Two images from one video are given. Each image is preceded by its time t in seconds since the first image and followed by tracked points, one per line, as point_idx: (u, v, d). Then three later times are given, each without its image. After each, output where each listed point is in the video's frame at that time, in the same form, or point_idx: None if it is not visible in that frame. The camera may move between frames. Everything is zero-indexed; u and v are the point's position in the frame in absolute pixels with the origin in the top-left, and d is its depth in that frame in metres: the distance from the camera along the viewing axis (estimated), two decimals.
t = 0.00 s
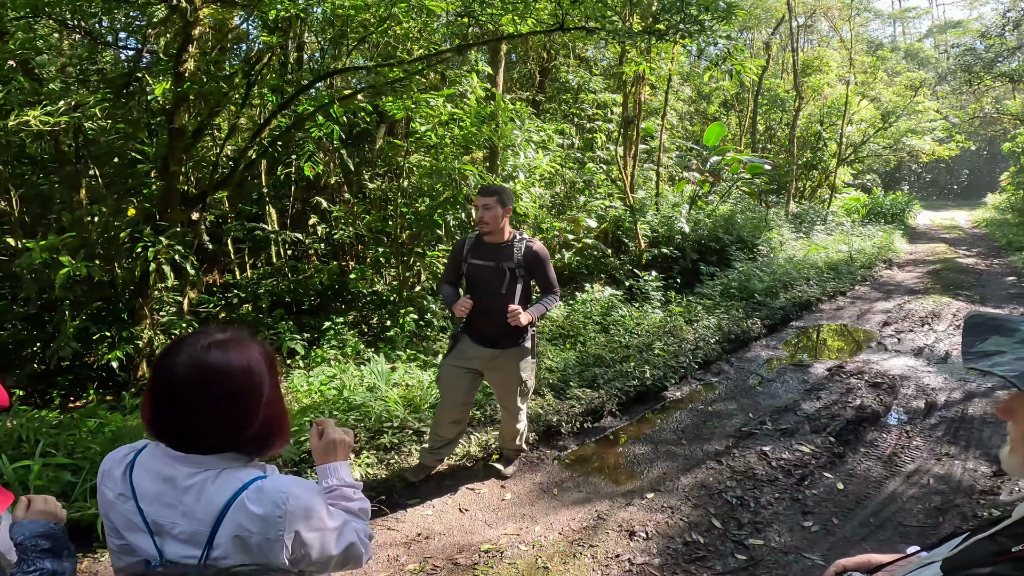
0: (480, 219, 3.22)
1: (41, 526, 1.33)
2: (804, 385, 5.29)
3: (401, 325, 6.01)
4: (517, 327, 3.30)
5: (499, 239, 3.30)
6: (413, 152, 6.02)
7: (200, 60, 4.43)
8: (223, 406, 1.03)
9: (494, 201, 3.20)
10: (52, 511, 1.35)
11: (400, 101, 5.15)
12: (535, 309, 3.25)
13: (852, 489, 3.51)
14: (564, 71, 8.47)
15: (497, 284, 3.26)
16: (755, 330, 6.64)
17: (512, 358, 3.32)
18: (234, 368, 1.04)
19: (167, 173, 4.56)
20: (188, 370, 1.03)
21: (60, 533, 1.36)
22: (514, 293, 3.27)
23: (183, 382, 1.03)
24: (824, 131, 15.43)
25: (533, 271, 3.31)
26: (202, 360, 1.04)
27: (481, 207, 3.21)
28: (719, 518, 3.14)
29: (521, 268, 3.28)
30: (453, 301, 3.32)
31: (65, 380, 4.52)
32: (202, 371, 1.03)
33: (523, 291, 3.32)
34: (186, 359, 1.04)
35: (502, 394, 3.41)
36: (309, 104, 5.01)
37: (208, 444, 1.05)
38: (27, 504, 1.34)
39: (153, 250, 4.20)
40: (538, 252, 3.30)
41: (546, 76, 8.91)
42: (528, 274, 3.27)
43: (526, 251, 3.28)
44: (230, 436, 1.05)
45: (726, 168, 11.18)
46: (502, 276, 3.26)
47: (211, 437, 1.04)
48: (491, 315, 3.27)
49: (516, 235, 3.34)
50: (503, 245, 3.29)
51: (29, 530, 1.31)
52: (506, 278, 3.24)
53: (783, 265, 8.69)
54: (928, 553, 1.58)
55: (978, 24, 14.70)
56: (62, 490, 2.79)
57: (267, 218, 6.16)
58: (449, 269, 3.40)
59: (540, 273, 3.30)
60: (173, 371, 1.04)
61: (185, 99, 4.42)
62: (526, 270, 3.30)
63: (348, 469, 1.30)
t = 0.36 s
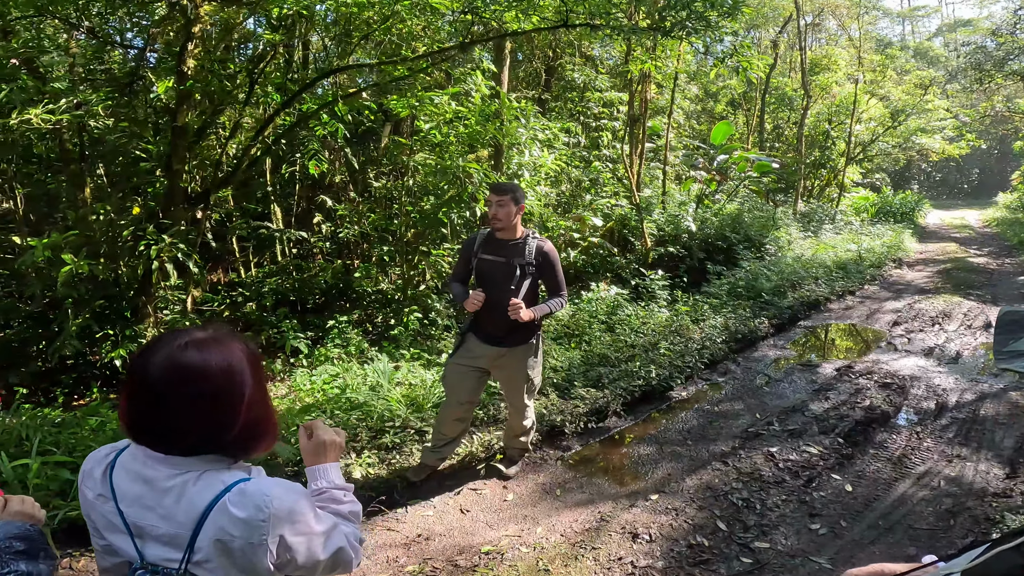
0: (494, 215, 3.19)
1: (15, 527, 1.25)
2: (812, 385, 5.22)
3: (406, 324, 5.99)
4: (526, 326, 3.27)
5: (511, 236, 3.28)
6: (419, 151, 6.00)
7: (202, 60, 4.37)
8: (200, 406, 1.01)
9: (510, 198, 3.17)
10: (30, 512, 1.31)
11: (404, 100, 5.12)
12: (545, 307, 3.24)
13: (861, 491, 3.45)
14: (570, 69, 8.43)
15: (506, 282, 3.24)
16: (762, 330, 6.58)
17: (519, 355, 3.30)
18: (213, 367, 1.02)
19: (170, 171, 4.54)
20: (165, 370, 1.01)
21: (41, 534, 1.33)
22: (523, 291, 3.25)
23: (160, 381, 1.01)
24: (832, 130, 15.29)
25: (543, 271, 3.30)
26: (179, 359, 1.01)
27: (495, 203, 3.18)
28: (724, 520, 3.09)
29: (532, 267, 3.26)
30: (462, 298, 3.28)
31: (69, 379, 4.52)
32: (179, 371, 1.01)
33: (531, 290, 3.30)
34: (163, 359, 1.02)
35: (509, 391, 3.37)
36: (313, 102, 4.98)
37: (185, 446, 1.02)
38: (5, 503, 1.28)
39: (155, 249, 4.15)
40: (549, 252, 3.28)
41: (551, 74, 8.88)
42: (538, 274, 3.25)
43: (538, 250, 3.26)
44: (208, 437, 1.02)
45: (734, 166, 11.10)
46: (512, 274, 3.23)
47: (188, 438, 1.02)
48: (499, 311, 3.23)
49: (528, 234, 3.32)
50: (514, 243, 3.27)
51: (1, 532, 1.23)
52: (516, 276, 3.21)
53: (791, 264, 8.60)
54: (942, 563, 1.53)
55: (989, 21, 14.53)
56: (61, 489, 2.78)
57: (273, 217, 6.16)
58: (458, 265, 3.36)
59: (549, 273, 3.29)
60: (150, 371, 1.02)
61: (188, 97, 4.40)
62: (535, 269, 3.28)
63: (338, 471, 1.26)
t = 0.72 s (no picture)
0: (499, 215, 3.19)
1: None
2: (820, 386, 5.16)
3: (411, 323, 5.99)
4: (532, 325, 3.25)
5: (516, 236, 3.27)
6: (426, 149, 5.99)
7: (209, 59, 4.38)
8: (175, 405, 1.02)
9: (515, 197, 3.16)
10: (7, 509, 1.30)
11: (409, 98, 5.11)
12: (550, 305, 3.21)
13: (866, 494, 3.40)
14: (577, 67, 8.39)
15: (511, 281, 3.22)
16: (771, 329, 6.50)
17: (526, 352, 3.27)
18: (188, 367, 1.03)
19: (176, 170, 4.57)
20: (141, 369, 1.02)
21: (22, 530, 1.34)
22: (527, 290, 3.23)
23: (134, 380, 1.02)
24: (844, 128, 15.12)
25: (547, 270, 3.28)
26: (154, 358, 1.02)
27: (500, 203, 3.17)
28: (725, 523, 3.05)
29: (536, 266, 3.25)
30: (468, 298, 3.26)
31: (77, 376, 4.57)
32: (154, 370, 1.02)
33: (536, 289, 3.29)
34: (138, 358, 1.03)
35: (515, 389, 3.33)
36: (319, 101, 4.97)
37: (160, 444, 1.03)
38: None
39: (160, 247, 4.13)
40: (554, 251, 3.28)
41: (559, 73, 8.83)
42: (543, 273, 3.24)
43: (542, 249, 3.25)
44: (183, 436, 1.03)
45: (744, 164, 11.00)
46: (517, 273, 3.22)
47: (163, 437, 1.03)
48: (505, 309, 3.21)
49: (532, 234, 3.31)
50: (519, 242, 3.26)
51: None
52: (521, 275, 3.19)
53: (802, 263, 8.51)
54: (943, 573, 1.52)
55: (1006, 17, 14.28)
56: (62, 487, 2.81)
57: (280, 216, 6.18)
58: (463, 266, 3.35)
59: (554, 272, 3.27)
60: (125, 370, 1.03)
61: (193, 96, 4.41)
62: (540, 268, 3.27)
63: (320, 473, 1.25)
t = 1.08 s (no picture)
0: (497, 213, 3.17)
1: None
2: (823, 386, 5.12)
3: (412, 321, 5.99)
4: (530, 324, 3.21)
5: (514, 234, 3.24)
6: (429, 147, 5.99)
7: (210, 57, 4.39)
8: (142, 406, 0.99)
9: (513, 195, 3.13)
10: None
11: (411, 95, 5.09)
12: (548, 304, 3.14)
13: (866, 497, 3.36)
14: (581, 65, 8.35)
15: (508, 280, 3.19)
16: (775, 328, 6.44)
17: (523, 353, 3.23)
18: (155, 368, 1.00)
19: (176, 168, 4.58)
20: (108, 370, 1.00)
21: None
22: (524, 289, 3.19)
23: (101, 380, 0.99)
24: (853, 126, 14.99)
25: (546, 269, 3.24)
26: (121, 358, 1.00)
27: (498, 202, 3.15)
28: (721, 526, 3.03)
29: (534, 265, 3.21)
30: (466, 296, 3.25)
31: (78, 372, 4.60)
32: (121, 370, 0.99)
33: (534, 288, 3.24)
34: (105, 358, 1.00)
35: (514, 391, 3.31)
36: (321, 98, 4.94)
37: (126, 446, 1.01)
38: None
39: (159, 245, 4.14)
40: (553, 251, 3.23)
41: (563, 70, 8.80)
42: (541, 272, 3.19)
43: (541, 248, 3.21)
44: (150, 438, 1.00)
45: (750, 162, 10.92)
46: (514, 271, 3.19)
47: (130, 438, 1.00)
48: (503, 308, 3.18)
49: (531, 233, 3.28)
50: (517, 241, 3.23)
51: None
52: (518, 273, 3.16)
53: (808, 261, 8.43)
54: None
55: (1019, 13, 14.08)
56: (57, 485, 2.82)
57: (282, 213, 6.19)
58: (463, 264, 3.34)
59: (552, 271, 3.22)
60: (93, 371, 1.00)
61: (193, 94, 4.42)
62: (538, 268, 3.23)
63: (295, 475, 1.23)
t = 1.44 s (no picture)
0: (500, 207, 3.16)
1: None
2: (833, 384, 5.06)
3: (420, 315, 5.99)
4: (530, 320, 3.20)
5: (519, 229, 3.22)
6: (438, 142, 5.97)
7: (219, 52, 4.39)
8: (134, 405, 0.97)
9: (516, 190, 3.11)
10: None
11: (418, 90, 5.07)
12: (548, 301, 3.14)
13: (874, 498, 3.32)
14: (591, 59, 8.29)
15: (510, 275, 3.19)
16: (786, 325, 6.38)
17: (523, 349, 3.21)
18: (148, 366, 0.98)
19: (185, 163, 4.60)
20: (101, 368, 0.98)
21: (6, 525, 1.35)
22: (525, 284, 3.18)
23: (94, 378, 0.98)
24: (869, 120, 14.77)
25: (549, 265, 3.20)
26: (114, 357, 0.98)
27: (501, 196, 3.13)
28: (725, 526, 3.01)
29: (538, 260, 3.19)
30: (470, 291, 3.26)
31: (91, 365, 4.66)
32: (113, 368, 0.97)
33: (537, 284, 3.22)
34: (98, 355, 0.98)
35: (516, 387, 3.31)
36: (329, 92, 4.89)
37: (119, 444, 0.99)
38: None
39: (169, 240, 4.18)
40: (557, 247, 3.18)
41: (574, 65, 8.74)
42: (544, 267, 3.16)
43: (544, 244, 3.18)
44: (143, 435, 0.99)
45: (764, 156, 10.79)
46: (516, 266, 3.17)
47: (122, 436, 0.99)
48: (502, 303, 3.18)
49: (537, 228, 3.25)
50: (522, 236, 3.21)
51: None
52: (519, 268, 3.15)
53: (821, 257, 8.33)
54: None
55: None
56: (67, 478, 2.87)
57: (292, 207, 6.21)
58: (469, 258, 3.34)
59: (556, 267, 3.19)
60: (85, 368, 0.98)
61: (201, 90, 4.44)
62: (541, 263, 3.20)
63: (291, 472, 1.20)
